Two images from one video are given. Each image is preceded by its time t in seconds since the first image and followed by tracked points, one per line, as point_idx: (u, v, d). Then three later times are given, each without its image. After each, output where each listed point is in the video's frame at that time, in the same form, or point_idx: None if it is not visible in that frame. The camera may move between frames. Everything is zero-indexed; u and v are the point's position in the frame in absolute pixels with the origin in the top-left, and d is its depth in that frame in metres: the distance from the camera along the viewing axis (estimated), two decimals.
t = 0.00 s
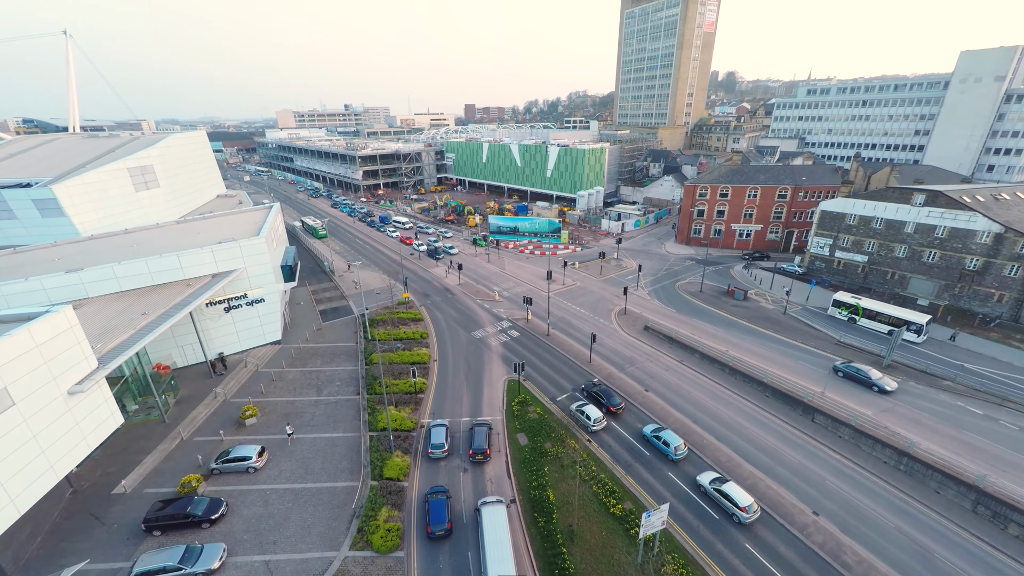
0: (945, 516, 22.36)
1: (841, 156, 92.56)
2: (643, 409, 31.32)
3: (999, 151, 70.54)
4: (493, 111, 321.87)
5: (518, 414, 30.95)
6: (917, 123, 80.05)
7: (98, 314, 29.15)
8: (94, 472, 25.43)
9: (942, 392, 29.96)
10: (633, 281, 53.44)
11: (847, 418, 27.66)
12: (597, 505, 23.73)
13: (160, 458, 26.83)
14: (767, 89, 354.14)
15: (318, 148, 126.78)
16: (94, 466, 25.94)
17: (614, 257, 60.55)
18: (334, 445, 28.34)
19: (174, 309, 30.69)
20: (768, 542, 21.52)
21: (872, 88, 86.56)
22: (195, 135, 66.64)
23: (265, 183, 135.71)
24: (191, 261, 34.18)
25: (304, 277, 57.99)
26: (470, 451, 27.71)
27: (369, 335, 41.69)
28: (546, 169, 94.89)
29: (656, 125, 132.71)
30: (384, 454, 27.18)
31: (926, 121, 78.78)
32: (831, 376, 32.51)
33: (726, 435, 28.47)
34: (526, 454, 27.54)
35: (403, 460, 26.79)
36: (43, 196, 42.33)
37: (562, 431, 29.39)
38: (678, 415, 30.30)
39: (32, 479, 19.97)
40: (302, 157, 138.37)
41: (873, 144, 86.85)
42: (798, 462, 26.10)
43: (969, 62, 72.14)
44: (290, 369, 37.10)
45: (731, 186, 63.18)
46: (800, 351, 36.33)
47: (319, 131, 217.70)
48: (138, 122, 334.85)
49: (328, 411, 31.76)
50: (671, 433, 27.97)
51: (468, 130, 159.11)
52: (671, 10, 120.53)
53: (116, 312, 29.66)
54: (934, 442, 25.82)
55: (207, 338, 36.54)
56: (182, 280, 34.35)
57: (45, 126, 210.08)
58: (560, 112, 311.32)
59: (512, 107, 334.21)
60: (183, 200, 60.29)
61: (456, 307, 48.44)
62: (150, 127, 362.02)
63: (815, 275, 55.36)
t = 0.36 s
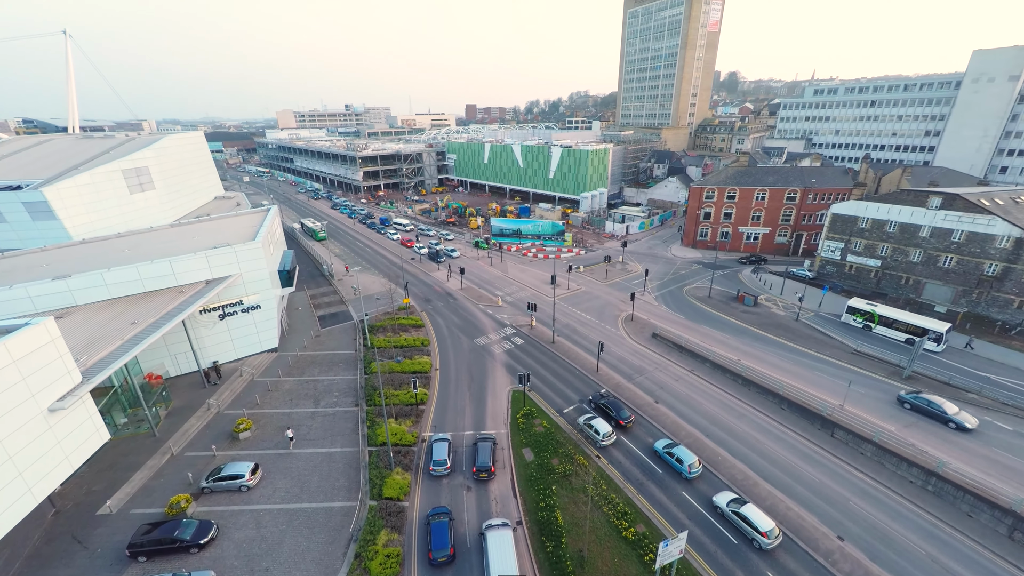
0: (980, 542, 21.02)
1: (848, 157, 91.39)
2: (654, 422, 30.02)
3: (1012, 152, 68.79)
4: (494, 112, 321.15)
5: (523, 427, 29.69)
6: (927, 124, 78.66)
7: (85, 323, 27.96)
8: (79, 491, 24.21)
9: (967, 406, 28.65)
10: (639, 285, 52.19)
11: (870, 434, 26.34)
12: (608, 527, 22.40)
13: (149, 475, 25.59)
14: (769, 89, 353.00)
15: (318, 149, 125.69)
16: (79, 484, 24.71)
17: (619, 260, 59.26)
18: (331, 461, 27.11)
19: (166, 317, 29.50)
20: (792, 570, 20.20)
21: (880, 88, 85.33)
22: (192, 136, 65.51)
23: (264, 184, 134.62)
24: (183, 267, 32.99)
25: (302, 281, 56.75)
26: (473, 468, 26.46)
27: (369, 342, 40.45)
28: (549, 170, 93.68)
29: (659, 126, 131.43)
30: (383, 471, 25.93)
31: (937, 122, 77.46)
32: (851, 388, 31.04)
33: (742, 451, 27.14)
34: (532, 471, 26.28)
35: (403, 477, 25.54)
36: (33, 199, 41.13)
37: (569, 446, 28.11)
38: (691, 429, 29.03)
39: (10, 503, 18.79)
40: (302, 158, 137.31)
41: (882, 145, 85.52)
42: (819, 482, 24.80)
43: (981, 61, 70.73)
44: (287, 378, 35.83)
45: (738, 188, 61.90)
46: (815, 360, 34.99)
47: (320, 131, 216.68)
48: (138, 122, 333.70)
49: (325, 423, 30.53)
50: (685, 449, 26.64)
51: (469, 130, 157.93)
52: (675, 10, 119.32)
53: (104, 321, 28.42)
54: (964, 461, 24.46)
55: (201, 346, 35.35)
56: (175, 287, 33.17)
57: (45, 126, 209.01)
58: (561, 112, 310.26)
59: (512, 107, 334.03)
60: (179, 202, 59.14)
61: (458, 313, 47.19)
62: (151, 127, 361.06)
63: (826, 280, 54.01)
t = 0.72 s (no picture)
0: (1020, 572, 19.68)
1: (857, 158, 89.93)
2: (666, 437, 28.71)
3: None
4: (495, 112, 320.03)
5: (529, 442, 28.40)
6: (937, 124, 77.31)
7: (71, 333, 26.70)
8: (62, 513, 22.96)
9: (995, 421, 27.31)
10: (646, 290, 50.86)
11: (895, 452, 25.01)
12: (621, 553, 21.06)
13: (136, 494, 24.29)
14: (772, 89, 351.40)
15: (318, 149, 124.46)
16: (62, 505, 23.45)
17: (625, 264, 57.91)
18: (328, 479, 25.82)
19: (156, 326, 28.26)
20: None
21: (890, 88, 83.90)
22: (189, 137, 64.29)
23: (264, 185, 133.48)
24: (175, 273, 31.73)
25: (301, 285, 55.47)
26: (478, 486, 25.17)
27: (369, 350, 39.19)
28: (552, 171, 92.38)
29: (662, 126, 130.09)
30: (383, 490, 24.62)
31: (949, 122, 76.00)
32: (872, 401, 29.66)
33: (760, 469, 25.83)
34: (540, 490, 24.99)
35: (404, 497, 24.25)
36: (22, 201, 39.92)
37: (578, 462, 26.84)
38: (705, 445, 27.71)
39: None
40: (302, 158, 136.14)
41: (891, 146, 84.21)
42: (843, 503, 23.46)
43: (995, 60, 69.08)
44: (283, 388, 34.55)
45: (746, 190, 60.54)
46: (831, 371, 33.66)
47: (320, 131, 215.57)
48: (138, 121, 330.86)
49: (323, 438, 29.22)
50: (700, 467, 25.30)
51: (470, 131, 156.58)
52: (679, 9, 117.94)
53: (92, 331, 27.18)
54: (996, 483, 23.16)
55: (195, 355, 34.11)
56: (167, 294, 31.90)
57: (45, 126, 207.90)
58: (563, 112, 308.93)
59: (513, 107, 332.70)
60: (175, 205, 57.91)
61: (460, 319, 45.89)
62: (151, 127, 360.03)
63: (838, 284, 52.63)
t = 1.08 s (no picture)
0: None
1: (866, 159, 88.42)
2: (681, 453, 27.36)
3: None
4: (497, 113, 319.49)
5: (537, 459, 27.06)
6: (951, 125, 75.74)
7: (57, 345, 25.44)
8: (44, 537, 21.67)
9: None
10: (654, 295, 49.54)
11: (926, 472, 23.63)
12: None
13: (123, 516, 22.98)
14: (775, 89, 349.84)
15: (319, 150, 123.32)
16: (45, 528, 22.19)
17: (632, 268, 56.55)
18: (326, 499, 24.53)
19: (147, 337, 27.02)
20: None
21: (901, 88, 82.33)
22: (187, 138, 63.16)
23: (265, 186, 132.53)
24: (168, 280, 30.51)
25: (301, 290, 54.26)
26: (484, 507, 23.85)
27: (370, 358, 37.97)
28: (555, 172, 91.10)
29: (667, 127, 128.70)
30: (384, 511, 23.30)
31: (963, 122, 74.51)
32: (898, 415, 28.21)
33: (782, 489, 24.47)
34: (549, 511, 23.64)
35: (406, 519, 22.94)
36: (13, 205, 38.75)
37: (589, 481, 25.52)
38: (723, 463, 26.37)
39: None
40: (303, 160, 135.16)
41: (902, 147, 82.67)
42: (873, 528, 22.08)
43: (1011, 58, 67.58)
44: (281, 399, 33.29)
45: (756, 192, 59.13)
46: (851, 382, 32.28)
47: (322, 132, 214.92)
48: (140, 122, 331.05)
49: (321, 453, 27.95)
50: (719, 487, 23.91)
51: (472, 131, 155.31)
52: (684, 8, 116.47)
53: (79, 342, 25.93)
54: None
55: (189, 364, 32.89)
56: (159, 302, 30.67)
57: (46, 128, 207.21)
58: (565, 112, 307.75)
59: (515, 107, 332.72)
60: (172, 208, 56.72)
61: (464, 325, 44.67)
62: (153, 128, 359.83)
63: (852, 289, 51.19)
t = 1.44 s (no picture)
0: None
1: (875, 161, 87.12)
2: (696, 470, 26.01)
3: None
4: (497, 113, 318.53)
5: (545, 477, 25.72)
6: (963, 125, 74.41)
7: (40, 358, 24.10)
8: (22, 564, 20.35)
9: None
10: (662, 301, 48.17)
11: (958, 494, 22.28)
12: None
13: (107, 541, 21.66)
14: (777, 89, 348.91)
15: (319, 151, 122.08)
16: (24, 554, 20.87)
17: (638, 272, 55.16)
18: (323, 520, 23.23)
19: (136, 348, 25.71)
20: None
21: (912, 88, 80.93)
22: (184, 139, 61.92)
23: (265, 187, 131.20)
24: (159, 288, 29.20)
25: (299, 294, 52.94)
26: (490, 531, 22.51)
27: (370, 367, 36.65)
28: (558, 173, 89.83)
29: (670, 127, 127.22)
30: (384, 536, 21.95)
31: (975, 123, 73.17)
32: (925, 431, 26.79)
33: (806, 511, 23.10)
34: (559, 535, 22.28)
35: (408, 544, 21.58)
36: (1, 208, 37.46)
37: (600, 501, 24.18)
38: (741, 481, 25.02)
39: None
40: (302, 160, 133.97)
41: (912, 148, 81.36)
42: (905, 554, 20.73)
43: None
44: (277, 411, 31.97)
45: (765, 194, 57.75)
46: (872, 394, 30.89)
47: (323, 133, 213.77)
48: (139, 122, 330.11)
49: (318, 469, 26.62)
50: (738, 509, 22.55)
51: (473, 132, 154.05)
52: (688, 7, 115.14)
53: (64, 353, 24.63)
54: None
55: (182, 375, 31.59)
56: (150, 310, 29.35)
57: (46, 129, 205.93)
58: (566, 112, 306.46)
59: (516, 107, 331.73)
60: (168, 210, 55.45)
61: (467, 332, 43.37)
62: (152, 128, 358.40)
63: (864, 294, 49.82)
